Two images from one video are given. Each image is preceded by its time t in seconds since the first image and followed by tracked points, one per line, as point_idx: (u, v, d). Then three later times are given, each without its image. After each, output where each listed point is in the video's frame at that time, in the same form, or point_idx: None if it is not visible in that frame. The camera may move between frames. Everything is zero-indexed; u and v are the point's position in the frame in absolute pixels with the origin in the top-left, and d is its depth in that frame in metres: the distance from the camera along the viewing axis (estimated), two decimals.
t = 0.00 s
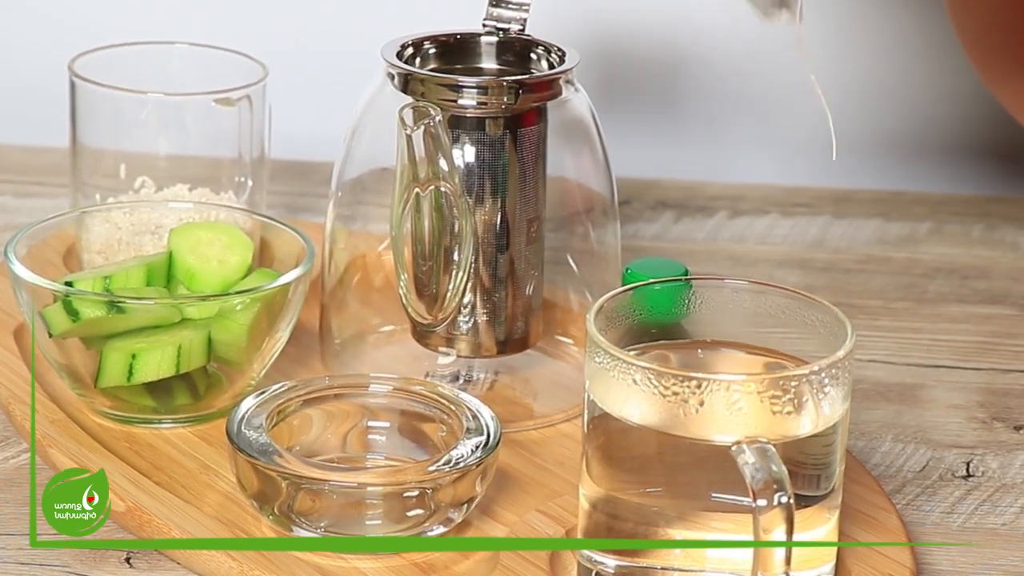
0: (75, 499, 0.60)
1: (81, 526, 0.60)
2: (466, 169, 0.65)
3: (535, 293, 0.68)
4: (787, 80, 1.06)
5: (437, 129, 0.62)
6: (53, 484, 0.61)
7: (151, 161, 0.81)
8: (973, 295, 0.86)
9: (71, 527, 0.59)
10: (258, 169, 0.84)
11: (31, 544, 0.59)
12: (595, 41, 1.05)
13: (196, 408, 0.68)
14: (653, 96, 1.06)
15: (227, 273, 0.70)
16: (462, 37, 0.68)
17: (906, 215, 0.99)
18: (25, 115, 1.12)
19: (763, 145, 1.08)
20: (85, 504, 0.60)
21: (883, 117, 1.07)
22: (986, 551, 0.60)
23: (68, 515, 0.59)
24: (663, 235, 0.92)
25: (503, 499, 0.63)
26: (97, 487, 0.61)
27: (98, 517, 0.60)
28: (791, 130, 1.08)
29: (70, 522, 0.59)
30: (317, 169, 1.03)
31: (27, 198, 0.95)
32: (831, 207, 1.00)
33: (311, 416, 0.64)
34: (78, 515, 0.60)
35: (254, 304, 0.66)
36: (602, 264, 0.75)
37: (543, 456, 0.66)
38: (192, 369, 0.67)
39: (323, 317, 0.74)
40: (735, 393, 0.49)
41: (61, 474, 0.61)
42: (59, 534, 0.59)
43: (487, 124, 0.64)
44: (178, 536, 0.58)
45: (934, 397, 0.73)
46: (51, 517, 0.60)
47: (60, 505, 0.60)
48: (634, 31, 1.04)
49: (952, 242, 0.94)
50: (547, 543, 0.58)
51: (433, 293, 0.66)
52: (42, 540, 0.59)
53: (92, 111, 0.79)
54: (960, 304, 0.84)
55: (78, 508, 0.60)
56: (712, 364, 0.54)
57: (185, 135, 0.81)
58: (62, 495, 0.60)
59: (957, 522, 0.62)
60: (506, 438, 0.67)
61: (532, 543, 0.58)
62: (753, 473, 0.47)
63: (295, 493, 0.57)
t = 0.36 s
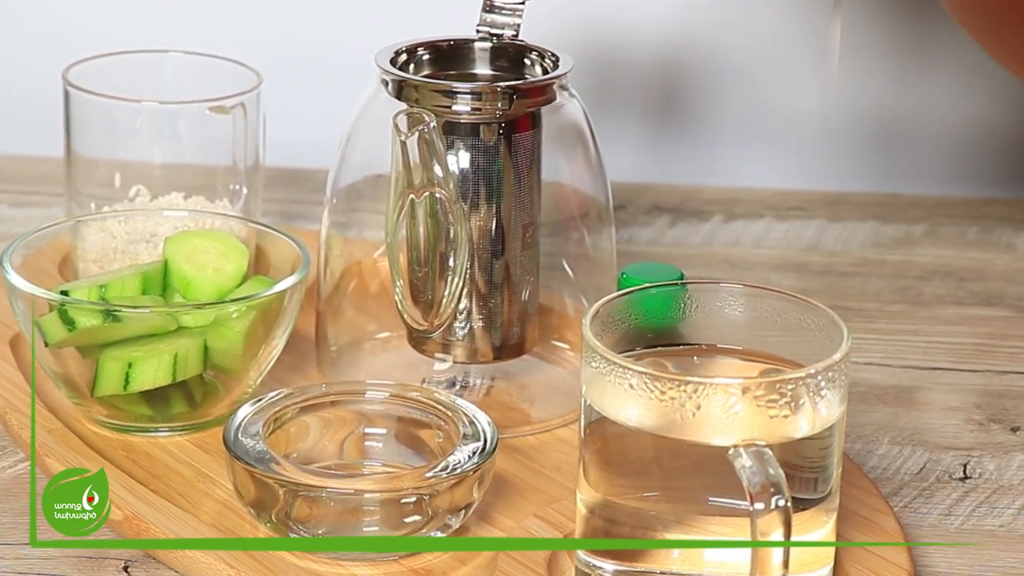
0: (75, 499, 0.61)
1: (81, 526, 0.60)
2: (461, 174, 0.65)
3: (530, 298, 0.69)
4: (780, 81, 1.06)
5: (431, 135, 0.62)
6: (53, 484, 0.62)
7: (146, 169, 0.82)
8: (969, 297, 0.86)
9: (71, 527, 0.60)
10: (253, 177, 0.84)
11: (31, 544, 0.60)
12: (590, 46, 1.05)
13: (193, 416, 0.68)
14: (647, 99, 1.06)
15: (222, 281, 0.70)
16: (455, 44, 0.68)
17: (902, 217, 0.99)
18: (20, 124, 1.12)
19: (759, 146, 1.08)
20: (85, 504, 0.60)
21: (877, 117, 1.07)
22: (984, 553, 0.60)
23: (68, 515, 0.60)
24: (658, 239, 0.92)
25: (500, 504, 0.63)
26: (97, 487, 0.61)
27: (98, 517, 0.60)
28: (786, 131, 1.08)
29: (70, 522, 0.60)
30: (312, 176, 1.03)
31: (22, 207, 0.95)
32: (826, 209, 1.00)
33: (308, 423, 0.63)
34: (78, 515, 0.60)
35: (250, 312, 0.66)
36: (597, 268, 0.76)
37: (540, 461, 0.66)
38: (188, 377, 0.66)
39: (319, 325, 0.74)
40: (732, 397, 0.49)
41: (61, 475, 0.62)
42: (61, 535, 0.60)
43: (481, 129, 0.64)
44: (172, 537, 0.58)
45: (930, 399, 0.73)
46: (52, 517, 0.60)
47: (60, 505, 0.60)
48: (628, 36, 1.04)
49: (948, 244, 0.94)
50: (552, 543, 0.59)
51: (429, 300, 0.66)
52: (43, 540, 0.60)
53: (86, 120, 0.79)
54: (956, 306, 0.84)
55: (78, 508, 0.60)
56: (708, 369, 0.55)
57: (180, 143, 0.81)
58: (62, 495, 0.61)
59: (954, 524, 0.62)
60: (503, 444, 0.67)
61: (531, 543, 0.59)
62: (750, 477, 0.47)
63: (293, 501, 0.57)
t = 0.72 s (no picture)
0: (75, 500, 0.61)
1: (81, 526, 0.60)
2: (456, 181, 0.65)
3: (526, 304, 0.68)
4: (775, 84, 1.06)
5: (425, 141, 0.63)
6: (53, 484, 0.62)
7: (140, 178, 0.82)
8: (964, 299, 0.86)
9: (71, 527, 0.60)
10: (248, 185, 0.84)
11: (31, 544, 0.60)
12: (584, 51, 1.05)
13: (189, 424, 0.68)
14: (641, 103, 1.07)
15: (217, 289, 0.70)
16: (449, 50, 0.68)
17: (898, 219, 0.99)
18: (14, 134, 1.12)
19: (755, 149, 1.08)
20: (85, 504, 0.61)
21: (872, 119, 1.07)
22: (981, 554, 0.60)
23: (68, 515, 0.60)
24: (654, 244, 0.93)
25: (498, 510, 0.62)
26: (97, 487, 0.61)
27: (98, 516, 0.60)
28: (781, 134, 1.08)
29: (69, 522, 0.60)
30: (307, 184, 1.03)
31: (16, 217, 0.95)
32: (822, 212, 1.00)
33: (304, 430, 0.63)
34: (78, 516, 0.60)
35: (246, 320, 0.66)
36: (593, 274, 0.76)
37: (537, 466, 0.66)
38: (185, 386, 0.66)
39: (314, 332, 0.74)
40: (728, 401, 0.49)
41: (61, 474, 0.62)
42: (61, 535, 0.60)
43: (476, 135, 0.64)
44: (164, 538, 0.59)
45: (927, 401, 0.73)
46: (53, 517, 0.60)
47: (60, 505, 0.61)
48: (621, 40, 1.04)
49: (943, 246, 0.94)
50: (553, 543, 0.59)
51: (425, 306, 0.66)
52: (42, 539, 0.60)
53: (80, 129, 0.80)
54: (952, 308, 0.84)
55: (77, 509, 0.60)
56: (705, 373, 0.55)
57: (174, 152, 0.81)
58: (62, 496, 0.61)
59: (952, 525, 0.62)
60: (500, 450, 0.67)
61: (531, 543, 0.59)
62: (748, 481, 0.47)
63: (290, 508, 0.57)
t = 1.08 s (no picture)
0: (75, 499, 0.61)
1: (80, 526, 0.60)
2: (450, 187, 0.65)
3: (521, 309, 0.69)
4: (770, 87, 1.06)
5: (420, 147, 0.63)
6: (53, 484, 0.62)
7: (135, 186, 0.82)
8: (960, 300, 0.86)
9: (71, 527, 0.60)
10: (243, 192, 0.84)
11: (32, 545, 0.61)
12: (579, 56, 1.05)
13: (186, 432, 0.68)
14: (635, 108, 1.07)
15: (213, 297, 0.70)
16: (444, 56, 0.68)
17: (894, 221, 0.99)
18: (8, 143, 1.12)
19: (751, 153, 1.08)
20: (85, 504, 0.61)
21: (866, 122, 1.08)
22: (979, 556, 0.60)
23: (68, 515, 0.60)
24: (649, 248, 0.93)
25: (495, 515, 0.62)
26: (97, 487, 0.61)
27: (98, 516, 0.60)
28: (775, 137, 1.08)
29: (69, 522, 0.60)
30: (301, 191, 1.03)
31: (11, 227, 0.95)
32: (817, 214, 1.00)
33: (301, 438, 0.63)
34: (78, 515, 0.60)
35: (241, 327, 0.66)
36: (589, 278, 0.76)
37: (534, 472, 0.66)
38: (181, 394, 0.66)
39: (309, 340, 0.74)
40: (725, 405, 0.48)
41: (61, 474, 0.62)
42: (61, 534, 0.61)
43: (470, 141, 0.64)
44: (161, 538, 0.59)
45: (924, 403, 0.73)
46: (53, 518, 0.61)
47: (61, 505, 0.61)
48: (615, 45, 1.04)
49: (939, 248, 0.94)
50: (553, 543, 0.59)
51: (421, 312, 0.66)
52: (43, 540, 0.61)
53: (75, 138, 0.80)
54: (948, 310, 0.84)
55: (78, 508, 0.60)
56: (701, 376, 0.55)
57: (169, 160, 0.81)
58: (64, 494, 0.61)
59: (950, 527, 0.62)
60: (497, 455, 0.67)
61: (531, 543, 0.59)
62: (746, 485, 0.47)
63: (287, 516, 0.57)
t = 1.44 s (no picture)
0: (75, 499, 0.62)
1: (81, 526, 0.60)
2: (445, 193, 0.65)
3: (517, 315, 0.68)
4: (765, 91, 1.06)
5: (414, 153, 0.63)
6: (53, 484, 0.63)
7: (130, 195, 0.82)
8: (956, 302, 0.86)
9: (71, 527, 0.60)
10: (237, 200, 0.84)
11: (31, 545, 0.61)
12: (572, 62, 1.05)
13: (183, 440, 0.68)
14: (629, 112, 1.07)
15: (209, 304, 0.70)
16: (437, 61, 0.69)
17: (889, 224, 0.99)
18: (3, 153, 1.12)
19: (746, 158, 1.09)
20: (85, 504, 0.61)
21: (860, 125, 1.08)
22: (976, 558, 0.60)
23: (67, 515, 0.61)
24: (644, 253, 0.93)
25: (492, 521, 0.62)
26: (96, 487, 0.62)
27: (97, 517, 0.61)
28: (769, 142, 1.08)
29: (70, 522, 0.60)
30: (295, 199, 1.03)
31: (5, 237, 0.95)
32: (812, 218, 1.00)
33: (298, 445, 0.63)
34: (77, 516, 0.61)
35: (238, 335, 0.66)
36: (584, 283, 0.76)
37: (531, 477, 0.66)
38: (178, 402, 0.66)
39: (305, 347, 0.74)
40: (721, 408, 0.49)
41: (62, 475, 0.63)
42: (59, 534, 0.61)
43: (464, 147, 0.64)
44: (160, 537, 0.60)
45: (920, 406, 0.73)
46: (53, 518, 0.61)
47: (60, 505, 0.61)
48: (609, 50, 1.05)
49: (934, 250, 0.94)
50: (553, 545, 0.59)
51: (417, 318, 0.66)
52: (42, 540, 0.61)
53: (69, 148, 0.80)
54: (944, 312, 0.85)
55: (77, 508, 0.61)
56: (698, 380, 0.55)
57: (164, 168, 0.81)
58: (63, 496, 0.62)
59: (947, 529, 0.62)
60: (493, 461, 0.67)
61: (530, 543, 0.59)
62: (742, 489, 0.47)
63: (285, 523, 0.57)
